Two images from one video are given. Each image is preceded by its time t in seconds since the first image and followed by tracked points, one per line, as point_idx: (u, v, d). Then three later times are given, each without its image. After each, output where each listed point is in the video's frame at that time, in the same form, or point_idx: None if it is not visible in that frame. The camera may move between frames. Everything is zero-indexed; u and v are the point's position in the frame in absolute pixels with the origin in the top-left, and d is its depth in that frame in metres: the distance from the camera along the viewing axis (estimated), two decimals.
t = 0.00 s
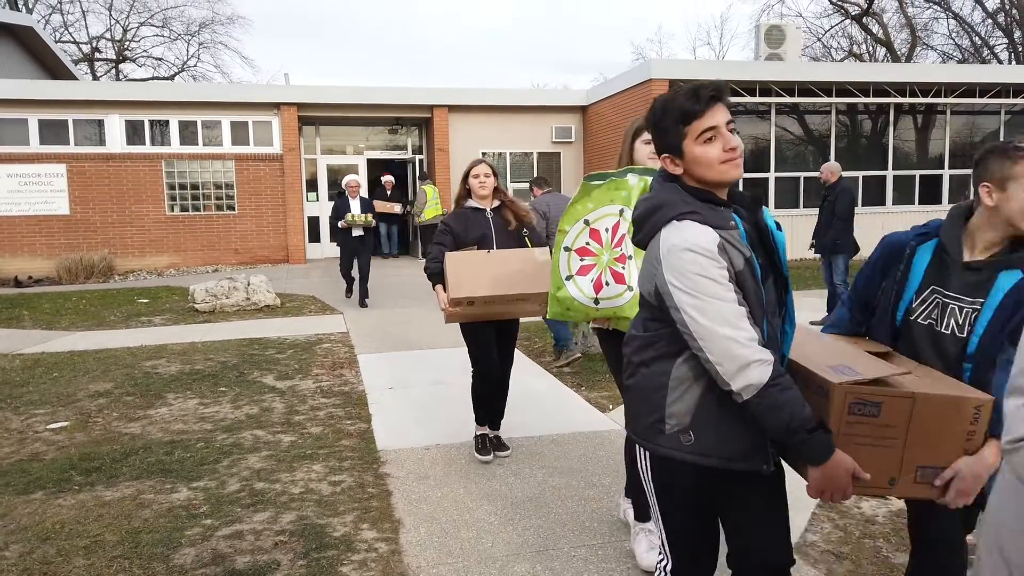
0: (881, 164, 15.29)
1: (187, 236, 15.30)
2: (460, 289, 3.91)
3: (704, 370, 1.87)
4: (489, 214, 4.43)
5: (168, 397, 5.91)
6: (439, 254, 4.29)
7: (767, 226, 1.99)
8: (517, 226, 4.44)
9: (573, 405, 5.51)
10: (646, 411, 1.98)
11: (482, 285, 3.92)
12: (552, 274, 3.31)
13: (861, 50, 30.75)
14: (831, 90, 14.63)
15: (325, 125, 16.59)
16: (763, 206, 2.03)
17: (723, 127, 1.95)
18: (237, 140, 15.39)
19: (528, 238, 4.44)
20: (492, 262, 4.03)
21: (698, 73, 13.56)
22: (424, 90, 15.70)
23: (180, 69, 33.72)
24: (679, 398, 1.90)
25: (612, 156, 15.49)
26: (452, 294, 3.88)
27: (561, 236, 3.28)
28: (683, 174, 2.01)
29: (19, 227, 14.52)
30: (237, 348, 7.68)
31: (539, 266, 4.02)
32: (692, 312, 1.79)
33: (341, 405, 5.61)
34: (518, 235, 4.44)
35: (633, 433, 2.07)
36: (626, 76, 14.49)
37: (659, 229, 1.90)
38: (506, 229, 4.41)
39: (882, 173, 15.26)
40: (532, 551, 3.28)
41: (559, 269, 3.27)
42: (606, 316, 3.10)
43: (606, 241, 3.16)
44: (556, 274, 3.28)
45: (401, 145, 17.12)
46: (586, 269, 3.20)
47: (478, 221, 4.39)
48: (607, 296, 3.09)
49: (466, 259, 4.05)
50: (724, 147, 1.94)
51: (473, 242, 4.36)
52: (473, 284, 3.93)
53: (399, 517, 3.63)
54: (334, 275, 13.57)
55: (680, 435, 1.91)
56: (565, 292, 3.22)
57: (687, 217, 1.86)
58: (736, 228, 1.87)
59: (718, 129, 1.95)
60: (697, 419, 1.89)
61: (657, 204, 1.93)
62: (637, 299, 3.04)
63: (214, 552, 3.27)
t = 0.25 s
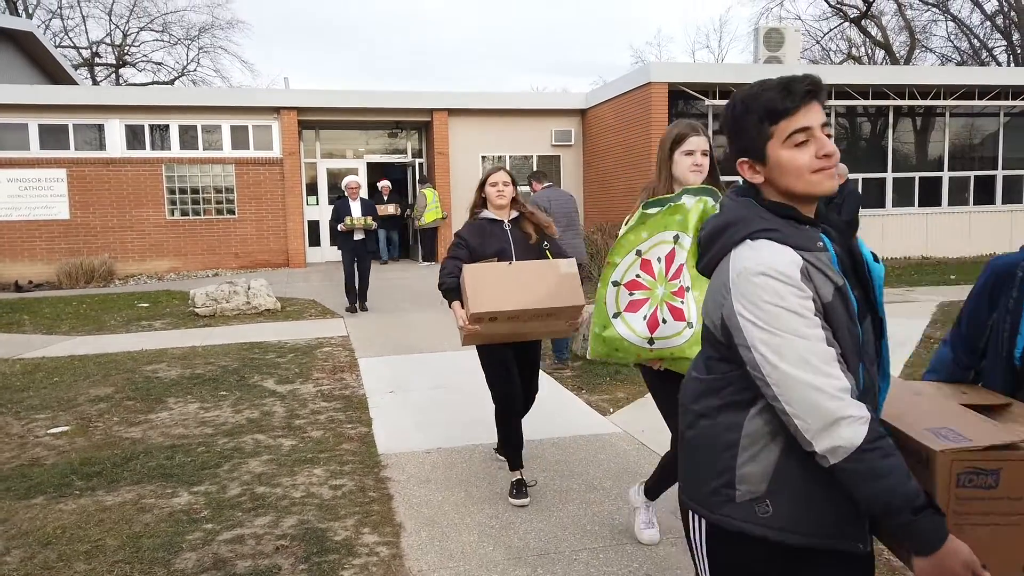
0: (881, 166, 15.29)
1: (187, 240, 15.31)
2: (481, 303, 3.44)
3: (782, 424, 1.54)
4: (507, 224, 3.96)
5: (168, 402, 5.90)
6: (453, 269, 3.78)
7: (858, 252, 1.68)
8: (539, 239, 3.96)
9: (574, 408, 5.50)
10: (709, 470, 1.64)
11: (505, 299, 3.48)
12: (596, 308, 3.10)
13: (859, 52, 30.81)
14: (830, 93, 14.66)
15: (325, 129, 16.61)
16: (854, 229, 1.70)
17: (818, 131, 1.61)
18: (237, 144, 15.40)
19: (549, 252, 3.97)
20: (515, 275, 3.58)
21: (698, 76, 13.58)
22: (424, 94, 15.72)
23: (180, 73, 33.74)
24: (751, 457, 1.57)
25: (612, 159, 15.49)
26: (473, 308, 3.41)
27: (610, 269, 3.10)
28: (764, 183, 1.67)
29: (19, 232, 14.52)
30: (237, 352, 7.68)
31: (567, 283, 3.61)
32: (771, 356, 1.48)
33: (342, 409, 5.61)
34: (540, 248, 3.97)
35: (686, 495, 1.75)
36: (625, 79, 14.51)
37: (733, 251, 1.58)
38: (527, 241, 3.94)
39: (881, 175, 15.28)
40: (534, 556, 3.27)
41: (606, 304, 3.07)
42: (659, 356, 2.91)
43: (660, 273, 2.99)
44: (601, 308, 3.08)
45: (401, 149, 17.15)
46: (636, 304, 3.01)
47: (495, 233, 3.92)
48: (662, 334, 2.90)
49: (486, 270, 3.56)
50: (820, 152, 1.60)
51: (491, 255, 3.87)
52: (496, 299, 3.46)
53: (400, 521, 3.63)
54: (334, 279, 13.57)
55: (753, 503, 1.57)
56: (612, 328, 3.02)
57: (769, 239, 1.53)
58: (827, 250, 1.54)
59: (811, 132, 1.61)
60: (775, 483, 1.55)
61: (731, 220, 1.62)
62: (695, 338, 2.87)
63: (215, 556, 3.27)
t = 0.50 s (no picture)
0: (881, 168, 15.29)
1: (188, 243, 15.31)
2: (508, 308, 3.18)
3: (907, 457, 1.28)
4: (536, 220, 3.64)
5: (170, 404, 5.90)
6: (478, 267, 3.45)
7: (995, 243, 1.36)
8: (568, 236, 3.65)
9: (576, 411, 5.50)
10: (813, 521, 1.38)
11: (536, 305, 3.22)
12: (664, 297, 2.60)
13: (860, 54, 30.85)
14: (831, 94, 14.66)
15: (326, 131, 16.63)
16: (989, 212, 1.40)
17: (949, 81, 1.31)
18: (237, 147, 15.41)
19: (579, 253, 3.66)
20: (545, 279, 3.31)
21: (698, 78, 13.59)
22: (424, 97, 15.73)
23: (181, 76, 33.75)
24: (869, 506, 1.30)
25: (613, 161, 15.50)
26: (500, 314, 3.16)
27: (685, 254, 2.56)
28: (878, 155, 1.38)
29: (20, 235, 14.53)
30: (239, 355, 7.67)
31: (601, 289, 3.35)
32: (902, 367, 1.20)
33: (344, 411, 5.61)
34: (569, 248, 3.66)
35: (779, 550, 1.50)
36: (626, 81, 14.51)
37: (842, 233, 1.31)
38: (555, 240, 3.63)
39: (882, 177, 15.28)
40: (537, 558, 3.27)
41: (677, 294, 2.56)
42: (738, 358, 2.44)
43: (743, 262, 2.52)
44: (671, 299, 2.57)
45: (402, 151, 17.16)
46: (713, 298, 2.52)
47: (524, 229, 3.59)
48: (744, 333, 2.43)
49: (514, 272, 3.30)
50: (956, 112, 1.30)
51: (516, 254, 3.55)
52: (525, 304, 3.21)
53: (403, 523, 3.62)
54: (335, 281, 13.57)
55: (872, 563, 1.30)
56: (684, 323, 2.51)
57: (893, 217, 1.26)
58: (967, 235, 1.27)
59: (941, 84, 1.31)
60: (901, 541, 1.28)
61: (841, 193, 1.34)
62: (780, 339, 2.46)
63: (218, 559, 3.26)
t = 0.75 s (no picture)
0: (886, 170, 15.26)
1: (192, 245, 15.34)
2: (546, 336, 2.87)
3: None
4: (579, 232, 3.30)
5: (174, 406, 5.91)
6: (515, 287, 3.12)
7: None
8: (614, 247, 3.31)
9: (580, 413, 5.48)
10: None
11: (577, 332, 2.90)
12: (753, 337, 2.24)
13: (863, 56, 30.83)
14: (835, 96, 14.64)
15: (329, 134, 16.65)
16: None
17: None
18: (241, 149, 15.43)
19: (627, 267, 3.30)
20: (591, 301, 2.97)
21: (702, 80, 13.57)
22: (428, 99, 15.75)
23: (185, 78, 33.80)
24: None
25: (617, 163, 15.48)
26: (535, 343, 2.86)
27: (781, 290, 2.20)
28: None
29: (25, 237, 14.56)
30: (243, 357, 7.68)
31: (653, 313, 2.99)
32: None
33: (348, 413, 5.60)
34: (616, 261, 3.31)
35: None
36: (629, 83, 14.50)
37: None
38: (600, 253, 3.28)
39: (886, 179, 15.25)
40: (543, 561, 3.25)
41: (770, 336, 2.21)
42: (841, 413, 2.15)
43: (849, 300, 2.17)
44: (763, 341, 2.22)
45: (405, 153, 17.17)
46: (812, 341, 2.18)
47: (566, 243, 3.26)
48: (852, 383, 2.13)
49: (555, 293, 2.96)
50: None
51: (557, 271, 3.22)
52: (564, 332, 2.89)
53: (408, 526, 3.61)
54: (339, 283, 13.59)
55: None
56: (778, 372, 2.19)
57: None
58: None
59: None
60: None
61: None
62: (896, 391, 2.13)
63: (223, 561, 3.26)
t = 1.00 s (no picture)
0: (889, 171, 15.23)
1: (196, 245, 15.37)
2: (586, 356, 2.60)
3: None
4: (616, 231, 3.03)
5: (177, 405, 5.92)
6: (547, 296, 2.82)
7: None
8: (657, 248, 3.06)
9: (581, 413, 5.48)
10: None
11: (621, 349, 2.64)
12: (845, 335, 1.88)
13: (867, 57, 30.79)
14: (838, 97, 14.62)
15: (332, 134, 16.67)
16: None
17: None
18: (244, 149, 15.45)
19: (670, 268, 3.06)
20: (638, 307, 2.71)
21: (705, 80, 13.56)
22: (430, 99, 15.76)
23: (188, 78, 33.82)
24: None
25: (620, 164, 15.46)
26: (575, 364, 2.59)
27: (882, 281, 1.84)
28: None
29: (29, 237, 14.60)
30: (245, 357, 7.69)
31: (702, 323, 2.75)
32: None
33: (350, 413, 5.60)
34: (658, 262, 3.06)
35: None
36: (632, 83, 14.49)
37: None
38: (641, 254, 3.02)
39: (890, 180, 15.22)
40: (544, 561, 3.26)
41: (868, 334, 1.85)
42: (953, 429, 1.80)
43: (970, 294, 1.81)
44: (859, 339, 1.85)
45: (408, 154, 17.19)
46: (920, 342, 1.82)
47: (603, 245, 2.98)
48: (969, 394, 1.77)
49: (594, 303, 2.67)
50: None
51: (593, 277, 2.94)
52: (607, 349, 2.62)
53: (409, 526, 3.62)
54: (341, 284, 13.60)
55: None
56: (877, 377, 1.83)
57: None
58: None
59: None
60: None
61: None
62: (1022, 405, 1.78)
63: (224, 560, 3.27)
